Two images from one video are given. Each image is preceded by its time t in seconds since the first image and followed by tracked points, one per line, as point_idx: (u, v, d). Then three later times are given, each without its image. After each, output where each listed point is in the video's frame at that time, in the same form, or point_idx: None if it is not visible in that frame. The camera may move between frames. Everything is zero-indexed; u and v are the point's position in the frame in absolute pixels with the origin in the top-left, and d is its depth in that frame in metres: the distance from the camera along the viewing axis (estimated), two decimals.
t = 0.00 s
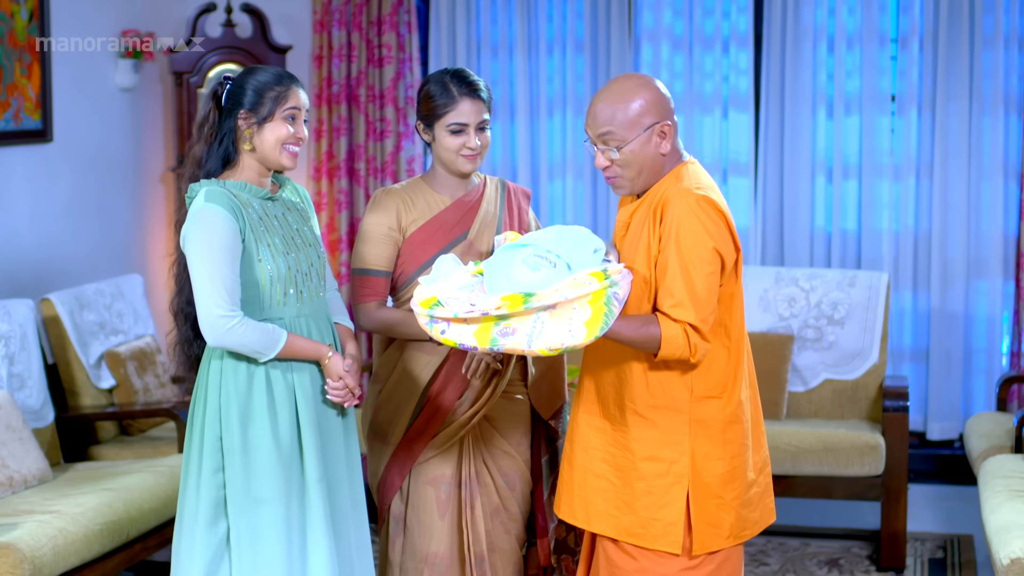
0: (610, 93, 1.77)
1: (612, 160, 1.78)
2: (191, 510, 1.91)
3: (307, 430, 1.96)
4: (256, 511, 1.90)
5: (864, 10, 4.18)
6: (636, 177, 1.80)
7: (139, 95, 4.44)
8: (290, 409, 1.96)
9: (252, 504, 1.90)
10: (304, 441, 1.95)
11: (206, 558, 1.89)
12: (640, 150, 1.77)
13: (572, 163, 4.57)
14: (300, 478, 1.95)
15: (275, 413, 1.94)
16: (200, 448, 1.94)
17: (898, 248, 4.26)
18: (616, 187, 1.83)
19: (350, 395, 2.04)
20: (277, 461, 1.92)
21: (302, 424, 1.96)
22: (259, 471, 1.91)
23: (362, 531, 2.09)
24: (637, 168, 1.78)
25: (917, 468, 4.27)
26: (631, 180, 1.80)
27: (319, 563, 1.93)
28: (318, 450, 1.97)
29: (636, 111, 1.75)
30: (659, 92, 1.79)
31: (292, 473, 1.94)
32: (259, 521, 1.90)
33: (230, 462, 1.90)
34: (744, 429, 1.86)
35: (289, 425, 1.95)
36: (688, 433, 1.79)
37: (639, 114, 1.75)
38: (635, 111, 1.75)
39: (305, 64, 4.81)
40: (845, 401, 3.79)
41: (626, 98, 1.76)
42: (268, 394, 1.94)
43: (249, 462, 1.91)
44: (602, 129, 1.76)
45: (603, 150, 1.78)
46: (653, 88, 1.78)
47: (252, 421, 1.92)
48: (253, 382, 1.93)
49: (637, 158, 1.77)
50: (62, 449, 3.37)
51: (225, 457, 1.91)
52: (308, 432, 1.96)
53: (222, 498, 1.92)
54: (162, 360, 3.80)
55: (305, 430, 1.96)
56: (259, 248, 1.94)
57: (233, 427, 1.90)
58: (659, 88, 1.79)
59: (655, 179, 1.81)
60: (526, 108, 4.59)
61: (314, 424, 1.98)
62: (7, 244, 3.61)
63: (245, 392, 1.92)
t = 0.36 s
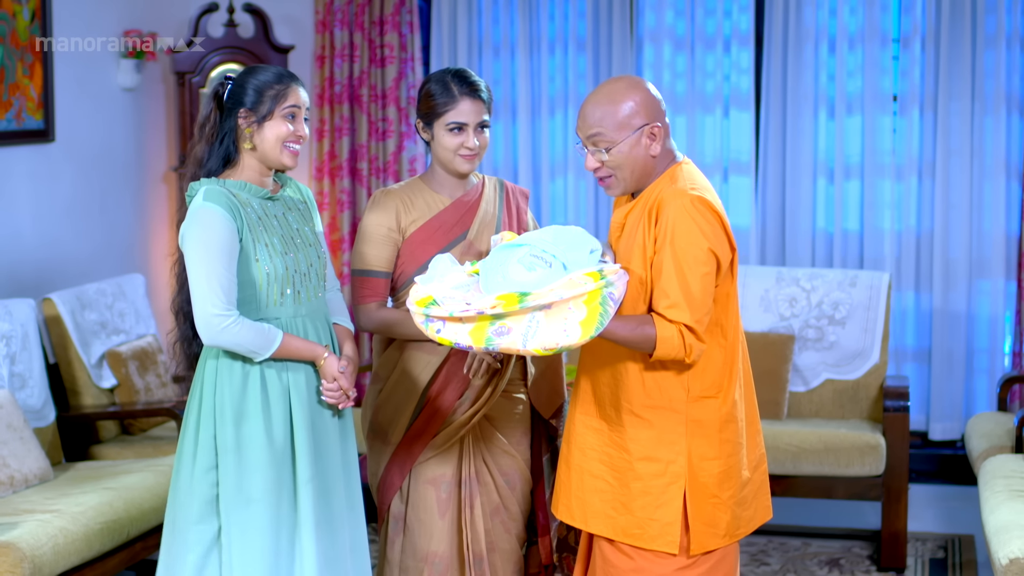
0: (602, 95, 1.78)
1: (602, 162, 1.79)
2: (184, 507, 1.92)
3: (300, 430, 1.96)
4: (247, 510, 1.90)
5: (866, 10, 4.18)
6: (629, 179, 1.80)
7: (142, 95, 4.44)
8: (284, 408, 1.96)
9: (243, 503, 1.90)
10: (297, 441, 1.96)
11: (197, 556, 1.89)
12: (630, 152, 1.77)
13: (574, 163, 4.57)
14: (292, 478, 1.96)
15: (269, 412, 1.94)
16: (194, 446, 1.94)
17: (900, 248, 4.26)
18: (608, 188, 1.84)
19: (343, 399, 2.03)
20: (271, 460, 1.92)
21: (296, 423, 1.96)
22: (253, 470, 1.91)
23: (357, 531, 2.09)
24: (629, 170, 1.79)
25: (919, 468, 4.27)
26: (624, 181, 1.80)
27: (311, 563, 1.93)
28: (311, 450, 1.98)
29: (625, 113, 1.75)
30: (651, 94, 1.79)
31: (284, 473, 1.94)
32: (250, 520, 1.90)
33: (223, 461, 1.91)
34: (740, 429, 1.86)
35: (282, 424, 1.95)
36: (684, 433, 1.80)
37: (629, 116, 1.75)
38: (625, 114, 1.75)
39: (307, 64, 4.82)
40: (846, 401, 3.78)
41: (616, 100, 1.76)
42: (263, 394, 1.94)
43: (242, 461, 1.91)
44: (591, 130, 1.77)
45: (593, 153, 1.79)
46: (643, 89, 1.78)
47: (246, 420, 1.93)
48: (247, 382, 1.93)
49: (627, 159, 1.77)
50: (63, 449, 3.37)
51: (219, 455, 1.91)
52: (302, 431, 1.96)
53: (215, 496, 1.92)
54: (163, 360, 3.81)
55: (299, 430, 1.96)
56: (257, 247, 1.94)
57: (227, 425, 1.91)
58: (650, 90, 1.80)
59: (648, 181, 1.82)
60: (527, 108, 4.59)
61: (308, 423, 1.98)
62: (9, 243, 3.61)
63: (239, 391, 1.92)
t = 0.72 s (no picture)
0: (601, 98, 1.77)
1: (599, 167, 1.79)
2: (183, 506, 1.92)
3: (300, 429, 1.96)
4: (246, 509, 1.90)
5: (868, 10, 4.17)
6: (625, 183, 1.81)
7: (145, 95, 4.45)
8: (284, 408, 1.96)
9: (242, 503, 1.90)
10: (296, 441, 1.96)
11: (195, 555, 1.90)
12: (627, 160, 1.78)
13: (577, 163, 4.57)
14: (291, 478, 1.96)
15: (268, 411, 1.95)
16: (194, 445, 1.95)
17: (903, 248, 4.25)
18: (602, 191, 1.85)
19: (343, 399, 2.03)
20: (270, 460, 1.93)
21: (296, 423, 1.96)
22: (252, 469, 1.91)
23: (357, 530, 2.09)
24: (626, 176, 1.80)
25: (921, 468, 4.26)
26: (618, 184, 1.82)
27: (309, 563, 1.93)
28: (310, 450, 1.98)
29: (626, 121, 1.75)
30: (649, 98, 1.79)
31: (283, 472, 1.95)
32: (248, 519, 1.90)
33: (222, 460, 1.91)
34: (738, 428, 1.86)
35: (282, 423, 1.96)
36: (682, 432, 1.80)
37: (629, 124, 1.75)
38: (625, 121, 1.75)
39: (310, 64, 4.82)
40: (848, 401, 3.78)
41: (616, 106, 1.75)
42: (263, 393, 1.94)
43: (241, 460, 1.91)
44: (591, 136, 1.76)
45: (590, 156, 1.79)
46: (644, 96, 1.77)
47: (246, 419, 1.93)
48: (247, 381, 1.94)
49: (626, 166, 1.78)
50: (65, 448, 3.37)
51: (218, 454, 1.91)
52: (301, 431, 1.96)
53: (215, 495, 1.92)
54: (165, 360, 3.81)
55: (298, 430, 1.96)
56: (258, 246, 1.94)
57: (226, 424, 1.91)
58: (649, 95, 1.79)
59: (644, 181, 1.82)
60: (530, 107, 4.59)
61: (308, 423, 1.98)
62: (12, 243, 3.62)
63: (239, 390, 1.93)
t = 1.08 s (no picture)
0: (597, 97, 1.78)
1: (596, 164, 1.79)
2: (184, 506, 1.92)
3: (301, 429, 1.96)
4: (248, 509, 1.91)
5: (871, 10, 4.17)
6: (620, 181, 1.81)
7: (148, 94, 4.45)
8: (285, 407, 1.97)
9: (243, 502, 1.91)
10: (297, 440, 1.96)
11: (196, 554, 1.90)
12: (625, 156, 1.78)
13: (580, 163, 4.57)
14: (292, 478, 1.96)
15: (270, 411, 1.95)
16: (195, 445, 1.94)
17: (905, 248, 4.25)
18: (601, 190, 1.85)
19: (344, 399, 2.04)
20: (271, 459, 1.93)
21: (297, 423, 1.97)
22: (253, 468, 1.91)
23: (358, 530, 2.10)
24: (623, 174, 1.80)
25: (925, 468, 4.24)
26: (614, 182, 1.82)
27: (310, 563, 1.94)
28: (311, 450, 1.98)
29: (622, 118, 1.75)
30: (646, 97, 1.80)
31: (284, 472, 1.95)
32: (250, 519, 1.91)
33: (223, 459, 1.91)
34: (738, 428, 1.86)
35: (283, 423, 1.96)
36: (680, 432, 1.80)
37: (625, 121, 1.76)
38: (621, 118, 1.75)
39: (313, 64, 4.83)
40: (850, 401, 3.78)
41: (613, 103, 1.76)
42: (264, 393, 1.95)
43: (242, 460, 1.92)
44: (587, 134, 1.76)
45: (587, 154, 1.79)
46: (641, 94, 1.78)
47: (247, 418, 1.93)
48: (248, 380, 1.94)
49: (623, 163, 1.78)
50: (67, 447, 3.38)
51: (220, 454, 1.92)
52: (302, 431, 1.97)
53: (215, 494, 1.92)
54: (168, 359, 3.82)
55: (299, 429, 1.96)
56: (260, 247, 1.95)
57: (228, 424, 1.91)
58: (646, 93, 1.80)
59: (641, 181, 1.83)
60: (532, 107, 4.59)
61: (309, 423, 1.99)
62: (14, 243, 3.62)
63: (241, 390, 1.93)
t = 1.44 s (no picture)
0: (595, 97, 1.78)
1: (592, 164, 1.80)
2: (183, 506, 1.92)
3: (299, 429, 1.97)
4: (246, 509, 1.91)
5: (871, 11, 4.17)
6: (618, 180, 1.82)
7: (149, 94, 4.45)
8: (283, 408, 1.97)
9: (241, 502, 1.91)
10: (296, 440, 1.96)
11: (194, 554, 1.90)
12: (620, 156, 1.78)
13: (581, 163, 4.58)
14: (291, 478, 1.96)
15: (268, 411, 1.95)
16: (193, 445, 1.95)
17: (906, 248, 4.25)
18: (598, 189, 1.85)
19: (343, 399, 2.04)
20: (270, 459, 1.93)
21: (295, 423, 1.97)
22: (251, 468, 1.92)
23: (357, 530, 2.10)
24: (619, 173, 1.80)
25: (926, 468, 4.23)
26: (612, 182, 1.82)
27: (309, 563, 1.94)
28: (310, 450, 1.98)
29: (618, 117, 1.76)
30: (642, 96, 1.80)
31: (283, 471, 1.95)
32: (249, 519, 1.91)
33: (221, 459, 1.91)
34: (736, 428, 1.86)
35: (281, 423, 1.96)
36: (679, 433, 1.80)
37: (621, 120, 1.76)
38: (618, 117, 1.76)
39: (314, 64, 4.83)
40: (850, 401, 3.78)
41: (609, 103, 1.76)
42: (262, 393, 1.95)
43: (240, 459, 1.92)
44: (584, 133, 1.77)
45: (583, 154, 1.79)
46: (637, 94, 1.78)
47: (244, 418, 1.93)
48: (245, 381, 1.94)
49: (618, 163, 1.79)
50: (68, 447, 3.38)
51: (217, 453, 1.92)
52: (300, 431, 1.97)
53: (213, 494, 1.93)
54: (168, 359, 3.82)
55: (297, 429, 1.97)
56: (257, 247, 1.95)
57: (225, 424, 1.91)
58: (642, 93, 1.80)
59: (638, 181, 1.83)
60: (533, 107, 4.59)
61: (307, 423, 1.99)
62: (16, 242, 3.62)
63: (238, 390, 1.93)
